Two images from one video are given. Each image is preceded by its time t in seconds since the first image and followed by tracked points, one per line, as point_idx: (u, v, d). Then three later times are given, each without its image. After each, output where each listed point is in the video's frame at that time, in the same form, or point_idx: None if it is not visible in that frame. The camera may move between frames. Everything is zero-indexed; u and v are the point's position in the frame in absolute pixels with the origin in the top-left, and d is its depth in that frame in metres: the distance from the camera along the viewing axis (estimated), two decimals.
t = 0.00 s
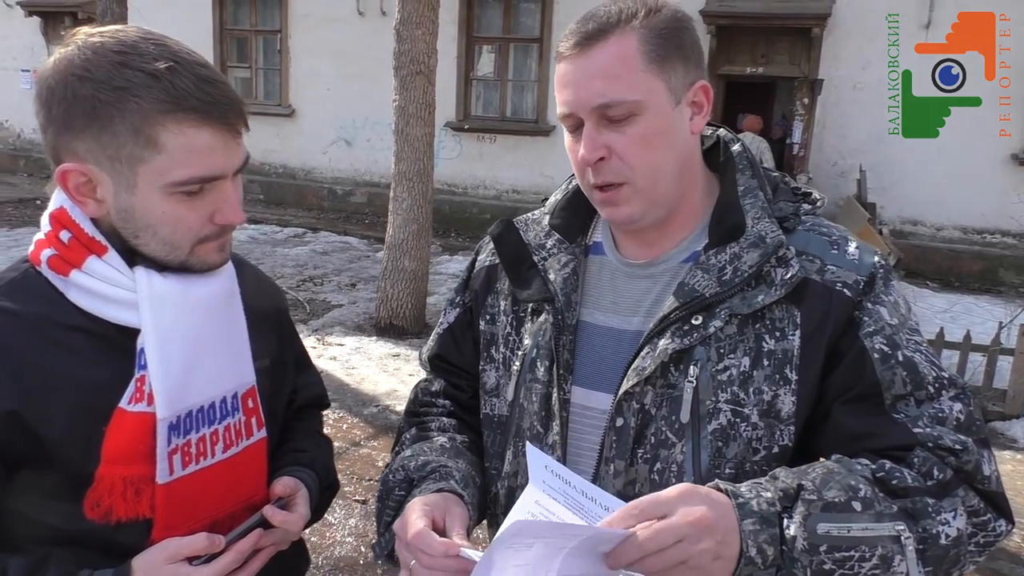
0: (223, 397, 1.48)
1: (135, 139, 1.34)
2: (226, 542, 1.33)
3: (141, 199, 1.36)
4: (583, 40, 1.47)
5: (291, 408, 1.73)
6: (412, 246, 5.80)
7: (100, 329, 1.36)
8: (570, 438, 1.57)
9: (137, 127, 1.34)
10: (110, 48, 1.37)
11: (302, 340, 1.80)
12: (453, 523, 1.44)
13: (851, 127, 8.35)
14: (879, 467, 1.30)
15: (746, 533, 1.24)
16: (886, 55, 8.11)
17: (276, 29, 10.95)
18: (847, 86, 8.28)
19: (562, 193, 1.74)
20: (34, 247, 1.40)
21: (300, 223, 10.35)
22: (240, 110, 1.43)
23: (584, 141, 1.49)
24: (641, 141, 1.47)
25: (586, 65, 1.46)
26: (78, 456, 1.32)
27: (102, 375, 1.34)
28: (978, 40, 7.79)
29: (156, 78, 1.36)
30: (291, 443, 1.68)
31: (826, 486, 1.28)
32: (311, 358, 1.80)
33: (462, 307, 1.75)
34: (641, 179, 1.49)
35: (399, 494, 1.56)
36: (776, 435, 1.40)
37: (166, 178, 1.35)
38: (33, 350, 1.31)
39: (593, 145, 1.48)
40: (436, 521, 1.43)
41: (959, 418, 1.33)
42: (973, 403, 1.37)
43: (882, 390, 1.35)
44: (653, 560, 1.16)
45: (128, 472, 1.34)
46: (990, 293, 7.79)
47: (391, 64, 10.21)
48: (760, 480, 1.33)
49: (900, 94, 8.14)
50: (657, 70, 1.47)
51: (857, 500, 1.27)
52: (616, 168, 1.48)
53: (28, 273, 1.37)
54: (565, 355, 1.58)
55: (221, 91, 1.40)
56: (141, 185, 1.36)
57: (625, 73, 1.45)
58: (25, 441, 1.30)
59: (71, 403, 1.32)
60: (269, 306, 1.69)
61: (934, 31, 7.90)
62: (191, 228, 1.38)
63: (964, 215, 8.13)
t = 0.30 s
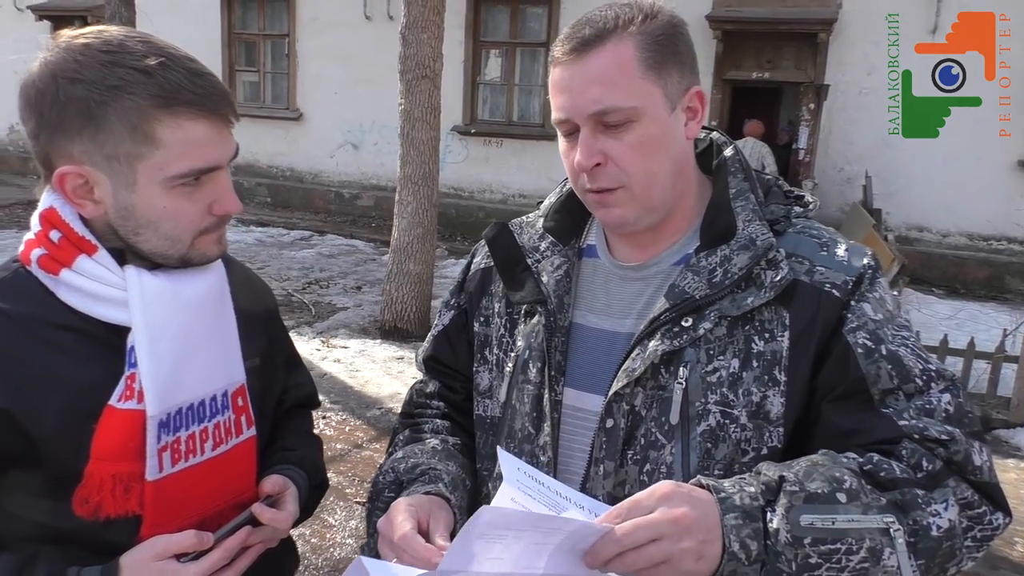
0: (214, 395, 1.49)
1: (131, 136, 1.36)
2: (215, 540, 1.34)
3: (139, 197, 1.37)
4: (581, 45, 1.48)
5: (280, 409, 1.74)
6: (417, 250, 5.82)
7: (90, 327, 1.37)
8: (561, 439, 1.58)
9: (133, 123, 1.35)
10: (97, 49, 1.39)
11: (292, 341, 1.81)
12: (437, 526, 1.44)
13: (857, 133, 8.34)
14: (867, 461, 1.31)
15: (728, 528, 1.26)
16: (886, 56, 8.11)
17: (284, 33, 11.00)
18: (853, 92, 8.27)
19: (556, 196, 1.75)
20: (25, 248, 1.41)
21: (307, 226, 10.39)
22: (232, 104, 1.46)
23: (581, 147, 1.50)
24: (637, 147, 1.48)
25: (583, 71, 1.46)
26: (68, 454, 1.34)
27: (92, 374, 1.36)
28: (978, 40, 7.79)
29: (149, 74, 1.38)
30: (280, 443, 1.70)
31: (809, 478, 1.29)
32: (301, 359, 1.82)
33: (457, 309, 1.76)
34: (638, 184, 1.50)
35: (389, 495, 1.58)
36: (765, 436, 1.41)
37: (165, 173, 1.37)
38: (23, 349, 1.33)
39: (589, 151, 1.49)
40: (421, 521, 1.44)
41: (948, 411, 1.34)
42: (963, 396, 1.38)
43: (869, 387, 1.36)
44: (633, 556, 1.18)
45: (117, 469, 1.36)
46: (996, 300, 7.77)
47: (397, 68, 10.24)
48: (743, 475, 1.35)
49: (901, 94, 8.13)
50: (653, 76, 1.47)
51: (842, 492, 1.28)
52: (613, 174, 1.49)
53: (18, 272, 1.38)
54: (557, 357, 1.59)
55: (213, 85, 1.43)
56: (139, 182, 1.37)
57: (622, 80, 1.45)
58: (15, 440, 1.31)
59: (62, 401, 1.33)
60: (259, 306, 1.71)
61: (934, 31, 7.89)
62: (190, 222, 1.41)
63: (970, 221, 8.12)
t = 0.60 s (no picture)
0: (216, 387, 1.50)
1: (135, 128, 1.37)
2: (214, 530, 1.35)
3: (144, 189, 1.39)
4: (583, 42, 1.47)
5: (285, 403, 1.75)
6: (437, 249, 5.82)
7: (93, 317, 1.38)
8: (564, 439, 1.58)
9: (137, 115, 1.36)
10: (102, 42, 1.40)
11: (299, 336, 1.82)
12: (429, 525, 1.43)
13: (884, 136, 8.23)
14: (866, 462, 1.31)
15: (720, 518, 1.25)
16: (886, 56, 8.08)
17: (310, 32, 11.09)
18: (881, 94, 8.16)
19: (563, 194, 1.74)
20: (32, 239, 1.42)
21: (330, 225, 10.45)
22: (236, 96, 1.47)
23: (583, 145, 1.49)
24: (639, 145, 1.46)
25: (585, 68, 1.45)
26: (70, 443, 1.34)
27: (95, 364, 1.37)
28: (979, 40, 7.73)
29: (152, 67, 1.39)
30: (284, 436, 1.70)
31: (805, 474, 1.29)
32: (307, 354, 1.83)
33: (462, 307, 1.76)
34: (641, 183, 1.49)
35: (389, 494, 1.58)
36: (769, 439, 1.42)
37: (169, 165, 1.38)
38: (26, 338, 1.33)
39: (592, 149, 1.48)
40: (415, 521, 1.43)
41: (955, 418, 1.33)
42: (971, 404, 1.37)
43: (875, 391, 1.36)
44: (622, 539, 1.18)
45: (120, 459, 1.36)
46: None
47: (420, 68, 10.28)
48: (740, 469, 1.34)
49: (901, 95, 8.09)
50: (656, 73, 1.46)
51: (836, 490, 1.27)
52: (616, 173, 1.48)
53: (25, 263, 1.39)
54: (560, 356, 1.58)
55: (216, 76, 1.43)
56: (144, 174, 1.38)
57: (624, 78, 1.44)
58: (18, 429, 1.32)
59: (64, 391, 1.34)
60: (264, 300, 1.71)
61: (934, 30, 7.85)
62: (195, 213, 1.41)
63: (1000, 227, 7.99)
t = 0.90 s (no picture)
0: (232, 380, 1.51)
1: (155, 123, 1.38)
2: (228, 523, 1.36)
3: (163, 183, 1.40)
4: (598, 41, 1.46)
5: (301, 397, 1.76)
6: (463, 249, 5.84)
7: (111, 309, 1.40)
8: (575, 441, 1.57)
9: (158, 110, 1.38)
10: (125, 37, 1.42)
11: (315, 331, 1.84)
12: (446, 517, 1.46)
13: (917, 143, 8.10)
14: (882, 469, 1.29)
15: (734, 522, 1.24)
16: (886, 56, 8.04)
17: (343, 32, 11.19)
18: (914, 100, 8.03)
19: (577, 195, 1.74)
20: (55, 230, 1.45)
21: (358, 224, 10.52)
22: (254, 93, 1.48)
23: (598, 143, 1.48)
24: (654, 143, 1.45)
25: (601, 66, 1.45)
26: (87, 433, 1.37)
27: (113, 355, 1.39)
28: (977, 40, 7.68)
29: (173, 63, 1.41)
30: (298, 431, 1.71)
31: (820, 479, 1.27)
32: (323, 349, 1.84)
33: (475, 307, 1.76)
34: (655, 183, 1.47)
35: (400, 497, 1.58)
36: (782, 444, 1.41)
37: (188, 159, 1.40)
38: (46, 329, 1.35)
39: (606, 148, 1.47)
40: (432, 511, 1.45)
41: (972, 426, 1.32)
42: (988, 410, 1.36)
43: (890, 397, 1.34)
44: (636, 548, 1.17)
45: (135, 450, 1.38)
46: None
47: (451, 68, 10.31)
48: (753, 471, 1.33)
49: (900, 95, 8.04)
50: (671, 71, 1.45)
51: (852, 496, 1.26)
52: (630, 172, 1.47)
53: (47, 254, 1.42)
54: (572, 357, 1.58)
55: (235, 73, 1.45)
56: (164, 167, 1.40)
57: (639, 75, 1.43)
58: (37, 418, 1.34)
59: (81, 381, 1.36)
60: (281, 295, 1.73)
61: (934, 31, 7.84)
62: (213, 208, 1.43)
63: None
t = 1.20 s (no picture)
0: (245, 380, 1.51)
1: (168, 117, 1.39)
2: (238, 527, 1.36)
3: (178, 178, 1.40)
4: (613, 42, 1.45)
5: (311, 399, 1.76)
6: (472, 250, 5.83)
7: (126, 308, 1.40)
8: (584, 446, 1.56)
9: (170, 104, 1.39)
10: (136, 30, 1.42)
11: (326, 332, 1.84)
12: (454, 527, 1.46)
13: (930, 149, 8.05)
14: (894, 478, 1.28)
15: (743, 527, 1.23)
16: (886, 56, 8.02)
17: (356, 32, 11.21)
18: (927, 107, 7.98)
19: (588, 199, 1.74)
20: (70, 228, 1.45)
21: (367, 223, 10.53)
22: (264, 83, 1.48)
23: (610, 144, 1.47)
24: (666, 147, 1.44)
25: (615, 67, 1.44)
26: (101, 431, 1.36)
27: (127, 352, 1.39)
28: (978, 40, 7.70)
29: (183, 54, 1.41)
30: (308, 433, 1.71)
31: (832, 486, 1.26)
32: (334, 349, 1.84)
33: (486, 311, 1.76)
34: (666, 187, 1.47)
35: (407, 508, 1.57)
36: (793, 452, 1.40)
37: (202, 151, 1.40)
38: (62, 327, 1.35)
39: (617, 150, 1.46)
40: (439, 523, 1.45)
41: (986, 438, 1.30)
42: (1003, 422, 1.34)
43: (903, 407, 1.33)
44: (645, 550, 1.17)
45: (148, 450, 1.38)
46: None
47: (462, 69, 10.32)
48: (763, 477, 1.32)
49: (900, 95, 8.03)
50: (686, 75, 1.44)
51: (863, 504, 1.25)
52: (641, 174, 1.46)
53: (62, 252, 1.42)
54: (582, 363, 1.57)
55: (243, 62, 1.45)
56: (178, 162, 1.40)
57: (653, 78, 1.42)
58: (51, 417, 1.33)
59: (95, 379, 1.36)
60: (294, 295, 1.72)
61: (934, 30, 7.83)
62: (228, 202, 1.43)
63: None
